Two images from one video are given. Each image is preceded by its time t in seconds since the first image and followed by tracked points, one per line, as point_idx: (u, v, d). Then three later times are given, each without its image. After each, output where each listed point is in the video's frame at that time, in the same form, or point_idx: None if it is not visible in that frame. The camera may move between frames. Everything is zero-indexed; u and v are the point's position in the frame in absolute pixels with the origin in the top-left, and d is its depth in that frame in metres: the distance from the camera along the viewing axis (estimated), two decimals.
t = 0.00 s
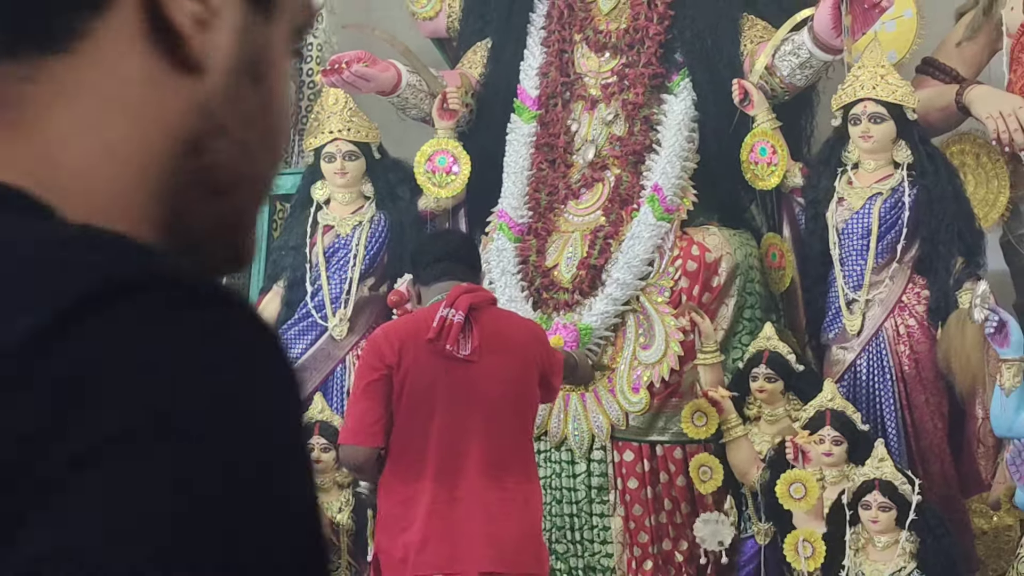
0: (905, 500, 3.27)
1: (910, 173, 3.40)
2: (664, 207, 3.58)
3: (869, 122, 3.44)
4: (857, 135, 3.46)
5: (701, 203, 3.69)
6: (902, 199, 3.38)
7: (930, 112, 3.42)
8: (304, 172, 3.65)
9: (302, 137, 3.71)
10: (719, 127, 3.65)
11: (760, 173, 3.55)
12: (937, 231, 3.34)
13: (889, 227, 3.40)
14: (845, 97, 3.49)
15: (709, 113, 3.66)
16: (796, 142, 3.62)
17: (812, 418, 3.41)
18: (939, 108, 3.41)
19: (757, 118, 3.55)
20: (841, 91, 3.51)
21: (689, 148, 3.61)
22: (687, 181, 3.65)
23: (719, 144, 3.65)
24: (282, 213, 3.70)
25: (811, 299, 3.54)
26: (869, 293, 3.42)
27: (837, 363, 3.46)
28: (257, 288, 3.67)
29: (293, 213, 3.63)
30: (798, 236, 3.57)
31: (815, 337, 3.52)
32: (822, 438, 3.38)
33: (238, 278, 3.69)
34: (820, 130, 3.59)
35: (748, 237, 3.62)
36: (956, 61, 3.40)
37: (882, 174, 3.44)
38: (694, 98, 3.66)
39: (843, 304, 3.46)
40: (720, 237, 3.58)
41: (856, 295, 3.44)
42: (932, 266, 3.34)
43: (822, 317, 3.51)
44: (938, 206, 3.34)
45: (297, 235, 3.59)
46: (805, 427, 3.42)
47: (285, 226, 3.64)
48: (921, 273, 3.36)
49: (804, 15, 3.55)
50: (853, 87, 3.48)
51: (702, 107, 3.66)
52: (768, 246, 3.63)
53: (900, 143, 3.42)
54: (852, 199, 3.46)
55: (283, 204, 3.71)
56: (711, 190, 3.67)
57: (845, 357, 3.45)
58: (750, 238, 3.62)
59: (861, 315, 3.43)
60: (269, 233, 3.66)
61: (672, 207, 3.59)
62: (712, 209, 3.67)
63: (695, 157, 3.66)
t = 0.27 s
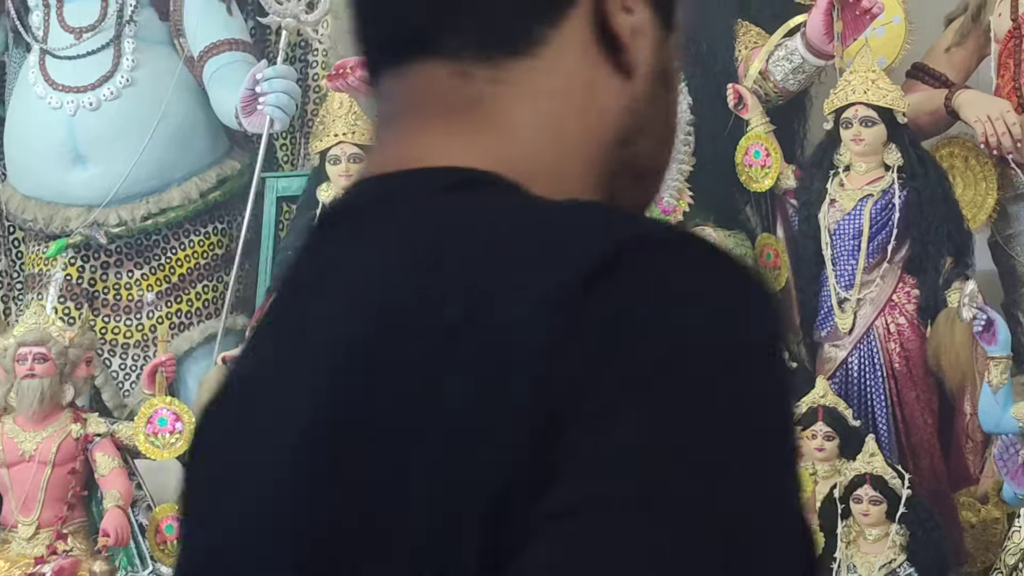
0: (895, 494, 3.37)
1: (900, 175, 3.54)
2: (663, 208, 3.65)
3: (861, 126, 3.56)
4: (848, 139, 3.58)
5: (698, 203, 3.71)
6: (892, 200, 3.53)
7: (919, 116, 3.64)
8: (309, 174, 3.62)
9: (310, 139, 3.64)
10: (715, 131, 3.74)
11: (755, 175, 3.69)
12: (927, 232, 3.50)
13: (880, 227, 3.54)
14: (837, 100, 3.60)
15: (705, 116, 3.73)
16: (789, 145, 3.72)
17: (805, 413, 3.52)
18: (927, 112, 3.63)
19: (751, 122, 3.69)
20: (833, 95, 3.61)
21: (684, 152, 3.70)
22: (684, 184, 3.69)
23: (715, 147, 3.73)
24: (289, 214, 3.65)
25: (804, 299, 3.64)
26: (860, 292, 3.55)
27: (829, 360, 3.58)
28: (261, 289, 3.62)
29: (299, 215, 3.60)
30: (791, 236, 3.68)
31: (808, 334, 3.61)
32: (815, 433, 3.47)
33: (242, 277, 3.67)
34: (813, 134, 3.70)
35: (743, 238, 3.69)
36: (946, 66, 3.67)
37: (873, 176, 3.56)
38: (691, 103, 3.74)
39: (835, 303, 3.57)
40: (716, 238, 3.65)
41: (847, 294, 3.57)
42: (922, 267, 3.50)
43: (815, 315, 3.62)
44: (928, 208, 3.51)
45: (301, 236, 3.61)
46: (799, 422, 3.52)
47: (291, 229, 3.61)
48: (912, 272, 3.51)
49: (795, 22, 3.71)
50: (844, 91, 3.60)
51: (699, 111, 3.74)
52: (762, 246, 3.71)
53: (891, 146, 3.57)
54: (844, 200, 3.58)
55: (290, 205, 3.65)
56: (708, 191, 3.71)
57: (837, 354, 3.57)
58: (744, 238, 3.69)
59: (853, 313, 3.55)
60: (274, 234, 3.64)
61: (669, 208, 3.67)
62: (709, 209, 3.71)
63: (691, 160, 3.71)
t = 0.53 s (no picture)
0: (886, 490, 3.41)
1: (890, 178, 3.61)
2: (656, 211, 3.65)
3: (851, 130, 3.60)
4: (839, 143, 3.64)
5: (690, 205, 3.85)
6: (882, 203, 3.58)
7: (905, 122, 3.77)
8: (315, 177, 3.87)
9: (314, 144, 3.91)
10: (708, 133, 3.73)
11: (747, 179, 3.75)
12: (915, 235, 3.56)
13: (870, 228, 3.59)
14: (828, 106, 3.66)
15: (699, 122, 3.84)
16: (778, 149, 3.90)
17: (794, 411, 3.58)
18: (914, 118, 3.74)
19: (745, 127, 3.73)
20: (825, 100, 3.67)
21: (680, 155, 3.68)
22: (679, 187, 3.70)
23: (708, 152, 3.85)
24: (295, 217, 3.89)
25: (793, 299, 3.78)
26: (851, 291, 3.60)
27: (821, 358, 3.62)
28: (269, 288, 3.88)
29: (305, 216, 3.83)
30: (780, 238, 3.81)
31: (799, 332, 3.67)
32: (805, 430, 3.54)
33: (251, 277, 3.92)
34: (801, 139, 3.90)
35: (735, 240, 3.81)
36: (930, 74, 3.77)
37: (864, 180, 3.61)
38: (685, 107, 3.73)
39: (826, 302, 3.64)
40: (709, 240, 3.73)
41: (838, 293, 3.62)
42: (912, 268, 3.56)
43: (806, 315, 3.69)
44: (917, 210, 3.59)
45: (307, 238, 3.79)
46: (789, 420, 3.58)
47: (297, 229, 3.84)
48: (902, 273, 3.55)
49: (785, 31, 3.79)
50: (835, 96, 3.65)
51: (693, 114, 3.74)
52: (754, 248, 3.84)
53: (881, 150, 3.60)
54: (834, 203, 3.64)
55: (295, 208, 3.90)
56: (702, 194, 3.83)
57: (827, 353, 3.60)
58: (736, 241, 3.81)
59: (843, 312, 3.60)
60: (281, 236, 3.87)
61: (664, 210, 3.65)
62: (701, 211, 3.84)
63: (687, 164, 3.70)
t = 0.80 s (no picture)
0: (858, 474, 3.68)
1: (861, 186, 3.93)
2: (646, 216, 4.07)
3: (825, 143, 3.95)
4: (814, 154, 3.98)
5: (677, 212, 4.18)
6: (853, 209, 3.91)
7: (877, 133, 4.13)
8: (330, 185, 4.13)
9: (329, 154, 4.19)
10: (694, 147, 4.17)
11: (730, 187, 4.07)
12: (885, 237, 3.87)
13: (842, 233, 3.91)
14: (804, 121, 4.01)
15: (686, 133, 4.16)
16: (762, 159, 4.19)
17: (774, 402, 3.85)
18: (884, 130, 4.12)
19: (727, 139, 4.06)
20: (802, 115, 4.02)
21: (667, 165, 4.11)
22: (666, 195, 4.12)
23: (695, 162, 4.17)
24: (310, 222, 4.15)
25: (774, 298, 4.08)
26: (825, 291, 3.92)
27: (796, 353, 3.96)
28: (285, 288, 4.15)
29: (320, 221, 4.10)
30: (763, 241, 4.09)
31: (778, 329, 4.01)
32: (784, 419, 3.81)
33: (270, 279, 4.20)
34: (782, 150, 4.18)
35: (719, 244, 4.13)
36: (901, 88, 4.15)
37: (837, 188, 3.97)
38: (671, 122, 4.15)
39: (802, 301, 3.95)
40: (694, 243, 4.07)
41: (814, 293, 3.94)
42: (882, 269, 3.88)
43: (784, 314, 4.01)
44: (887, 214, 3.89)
45: (323, 241, 4.06)
46: (768, 410, 3.86)
47: (313, 233, 4.11)
48: (871, 274, 3.89)
49: (766, 49, 4.07)
50: (811, 111, 4.00)
51: (679, 128, 4.16)
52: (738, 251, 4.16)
53: (852, 160, 3.96)
54: (810, 209, 3.97)
55: (311, 214, 4.16)
56: (686, 200, 4.19)
57: (803, 348, 3.94)
58: (721, 244, 4.14)
59: (818, 311, 3.92)
60: (298, 239, 4.14)
61: (653, 216, 4.08)
62: (687, 217, 4.19)
63: (672, 173, 4.14)
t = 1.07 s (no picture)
0: (847, 465, 3.82)
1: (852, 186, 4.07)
2: (642, 215, 4.20)
3: (816, 144, 4.08)
4: (806, 155, 4.11)
5: (674, 211, 4.31)
6: (844, 209, 4.05)
7: (868, 135, 4.24)
8: (336, 186, 4.25)
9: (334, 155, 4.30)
10: (690, 149, 4.30)
11: (724, 187, 4.19)
12: (875, 236, 4.02)
13: (833, 232, 4.05)
14: (795, 122, 4.13)
15: (681, 135, 4.28)
16: (755, 161, 4.34)
17: (766, 395, 3.99)
18: (875, 132, 4.23)
19: (721, 141, 4.19)
20: (794, 116, 4.14)
21: (663, 166, 4.24)
22: (662, 195, 4.24)
23: (690, 163, 4.30)
24: (317, 221, 4.27)
25: (767, 294, 4.21)
26: (816, 288, 4.07)
27: (790, 348, 4.13)
28: (293, 285, 4.26)
29: (327, 220, 4.23)
30: (756, 240, 4.24)
31: (771, 326, 4.20)
32: (776, 412, 3.94)
33: (277, 276, 4.32)
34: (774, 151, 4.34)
35: (713, 242, 4.27)
36: (890, 91, 4.29)
37: (828, 188, 4.10)
38: (668, 123, 4.28)
39: (795, 298, 4.10)
40: (689, 242, 4.22)
41: (805, 290, 4.09)
42: (871, 267, 4.02)
43: (776, 310, 4.18)
44: (875, 215, 4.03)
45: (330, 239, 4.18)
46: (761, 403, 4.00)
47: (319, 231, 4.23)
48: (860, 272, 4.04)
49: (760, 54, 4.20)
50: (803, 113, 4.12)
51: (675, 130, 4.29)
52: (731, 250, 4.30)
53: (844, 161, 4.09)
54: (802, 209, 4.11)
55: (318, 213, 4.28)
56: (681, 200, 4.32)
57: (796, 343, 4.12)
58: (715, 242, 4.29)
59: (810, 308, 4.07)
60: (305, 237, 4.26)
61: (649, 215, 4.21)
62: (683, 216, 4.32)
63: (668, 172, 4.27)
